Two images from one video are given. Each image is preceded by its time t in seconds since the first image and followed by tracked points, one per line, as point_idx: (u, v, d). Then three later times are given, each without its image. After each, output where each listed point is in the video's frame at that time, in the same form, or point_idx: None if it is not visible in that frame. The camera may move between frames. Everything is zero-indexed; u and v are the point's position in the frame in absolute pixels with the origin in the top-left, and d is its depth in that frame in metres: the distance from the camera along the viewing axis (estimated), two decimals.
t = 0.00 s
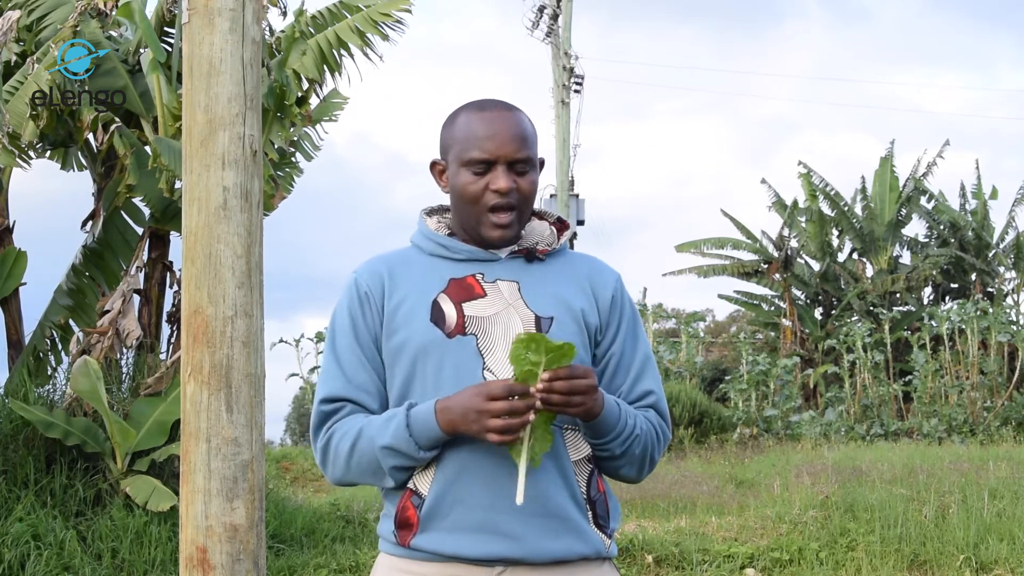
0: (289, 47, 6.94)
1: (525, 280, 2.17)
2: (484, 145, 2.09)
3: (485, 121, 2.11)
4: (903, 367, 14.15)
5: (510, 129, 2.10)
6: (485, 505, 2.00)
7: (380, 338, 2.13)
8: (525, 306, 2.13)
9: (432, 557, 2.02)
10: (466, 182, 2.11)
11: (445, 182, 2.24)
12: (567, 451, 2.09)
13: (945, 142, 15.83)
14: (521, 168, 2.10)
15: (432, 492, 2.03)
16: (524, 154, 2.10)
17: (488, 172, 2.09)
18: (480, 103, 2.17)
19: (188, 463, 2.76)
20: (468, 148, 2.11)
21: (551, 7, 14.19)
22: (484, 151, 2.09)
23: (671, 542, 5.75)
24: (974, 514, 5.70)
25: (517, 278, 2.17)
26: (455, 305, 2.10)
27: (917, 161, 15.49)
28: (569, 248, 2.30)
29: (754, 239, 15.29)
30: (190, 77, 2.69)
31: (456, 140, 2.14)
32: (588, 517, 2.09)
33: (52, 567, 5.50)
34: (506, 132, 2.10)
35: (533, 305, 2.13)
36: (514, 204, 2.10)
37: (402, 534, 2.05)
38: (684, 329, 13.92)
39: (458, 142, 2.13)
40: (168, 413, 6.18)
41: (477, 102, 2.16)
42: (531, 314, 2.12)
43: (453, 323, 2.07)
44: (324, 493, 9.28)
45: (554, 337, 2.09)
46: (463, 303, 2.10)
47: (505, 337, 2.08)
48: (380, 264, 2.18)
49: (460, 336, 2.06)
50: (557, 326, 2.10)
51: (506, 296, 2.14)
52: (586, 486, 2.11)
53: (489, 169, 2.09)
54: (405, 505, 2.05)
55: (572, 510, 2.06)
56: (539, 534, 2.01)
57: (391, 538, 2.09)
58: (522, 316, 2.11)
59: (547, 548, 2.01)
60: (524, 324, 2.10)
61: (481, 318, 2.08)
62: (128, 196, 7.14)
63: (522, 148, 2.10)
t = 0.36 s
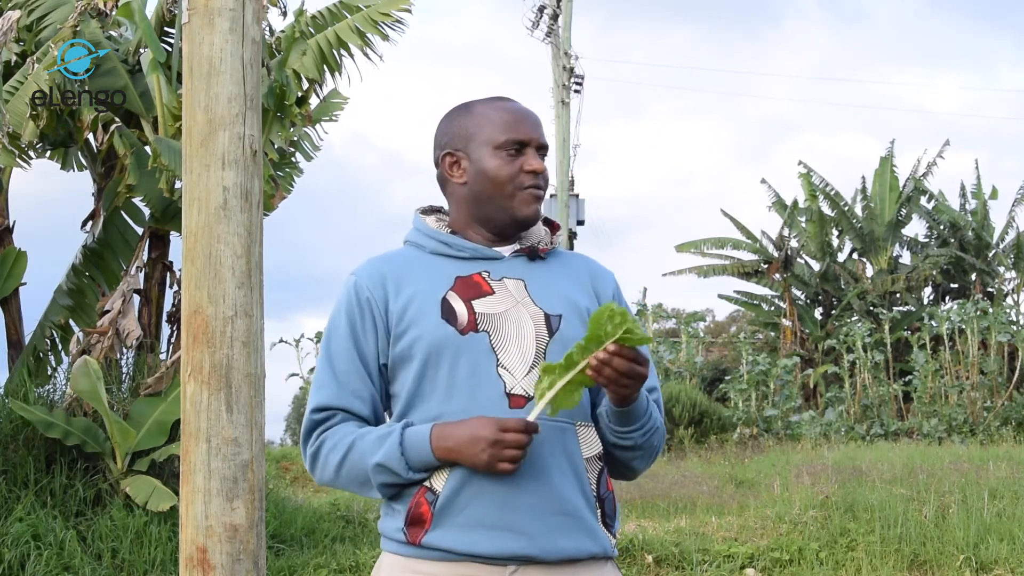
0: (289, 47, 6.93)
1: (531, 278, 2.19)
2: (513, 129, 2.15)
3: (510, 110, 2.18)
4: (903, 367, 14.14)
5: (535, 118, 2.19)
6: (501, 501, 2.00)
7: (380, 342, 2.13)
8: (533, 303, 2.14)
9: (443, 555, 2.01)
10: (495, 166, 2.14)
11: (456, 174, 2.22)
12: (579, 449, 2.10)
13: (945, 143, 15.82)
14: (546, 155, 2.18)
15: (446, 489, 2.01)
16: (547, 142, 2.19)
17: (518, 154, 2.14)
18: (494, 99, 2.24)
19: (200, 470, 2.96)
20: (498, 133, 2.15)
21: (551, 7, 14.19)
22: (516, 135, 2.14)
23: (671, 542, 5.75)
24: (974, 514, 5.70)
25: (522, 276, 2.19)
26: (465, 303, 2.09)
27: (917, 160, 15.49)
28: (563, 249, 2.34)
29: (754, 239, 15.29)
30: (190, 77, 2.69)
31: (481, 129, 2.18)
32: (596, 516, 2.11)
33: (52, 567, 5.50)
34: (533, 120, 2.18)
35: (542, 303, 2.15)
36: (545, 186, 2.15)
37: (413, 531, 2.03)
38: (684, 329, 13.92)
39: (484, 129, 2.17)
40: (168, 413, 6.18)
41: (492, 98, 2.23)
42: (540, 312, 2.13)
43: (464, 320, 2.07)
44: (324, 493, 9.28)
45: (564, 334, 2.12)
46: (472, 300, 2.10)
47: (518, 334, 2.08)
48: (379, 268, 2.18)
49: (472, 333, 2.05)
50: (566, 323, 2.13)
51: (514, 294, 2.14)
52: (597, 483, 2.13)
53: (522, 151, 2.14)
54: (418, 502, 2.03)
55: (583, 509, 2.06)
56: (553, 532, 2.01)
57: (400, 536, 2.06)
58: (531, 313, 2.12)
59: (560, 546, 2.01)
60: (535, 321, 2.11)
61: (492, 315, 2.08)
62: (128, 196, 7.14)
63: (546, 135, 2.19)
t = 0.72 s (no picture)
0: (289, 46, 6.91)
1: (508, 281, 2.20)
2: (490, 132, 2.14)
3: (486, 112, 2.18)
4: (903, 367, 14.14)
5: (510, 120, 2.19)
6: (482, 507, 2.00)
7: (363, 343, 2.08)
8: (512, 307, 2.15)
9: (422, 558, 2.00)
10: (472, 170, 2.14)
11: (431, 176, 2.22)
12: (556, 452, 2.11)
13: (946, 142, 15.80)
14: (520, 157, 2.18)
15: (427, 492, 2.00)
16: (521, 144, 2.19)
17: (494, 158, 2.14)
18: (468, 99, 2.23)
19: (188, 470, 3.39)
20: (475, 136, 2.14)
21: (551, 7, 14.18)
22: (493, 138, 2.14)
23: (671, 542, 5.75)
24: (974, 514, 5.70)
25: (500, 279, 2.19)
26: (447, 306, 2.08)
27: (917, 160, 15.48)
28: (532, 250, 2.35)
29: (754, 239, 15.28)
30: (190, 77, 2.69)
31: (458, 131, 2.17)
32: (572, 520, 2.14)
33: (52, 567, 5.51)
34: (508, 123, 2.18)
35: (520, 306, 2.16)
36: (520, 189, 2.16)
37: (392, 533, 2.02)
38: (684, 329, 13.92)
39: (461, 131, 2.16)
40: (168, 413, 6.18)
41: (467, 99, 2.22)
42: (520, 315, 2.14)
43: (448, 324, 2.06)
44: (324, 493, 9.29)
45: (544, 338, 2.14)
46: (454, 303, 2.09)
47: (500, 337, 2.09)
48: (359, 267, 2.13)
49: (456, 337, 2.05)
50: (545, 326, 2.15)
51: (493, 298, 2.15)
52: (572, 488, 2.16)
53: (499, 154, 2.14)
54: (399, 505, 2.01)
55: (560, 514, 2.09)
56: (532, 537, 2.03)
57: (375, 536, 2.04)
58: (511, 317, 2.13)
59: (539, 550, 2.03)
60: (515, 324, 2.12)
61: (475, 319, 2.07)
62: (128, 196, 7.14)
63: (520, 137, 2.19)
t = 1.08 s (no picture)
0: (289, 46, 6.90)
1: (485, 292, 2.14)
2: (479, 159, 2.04)
3: (478, 134, 2.06)
4: (903, 367, 14.15)
5: (502, 145, 2.08)
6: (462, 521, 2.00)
7: (333, 356, 2.02)
8: (488, 318, 2.10)
9: (403, 564, 2.00)
10: (451, 195, 2.05)
11: (414, 188, 2.12)
12: (528, 461, 2.08)
13: (946, 141, 15.78)
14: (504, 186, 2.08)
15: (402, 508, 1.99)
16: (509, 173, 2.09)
17: (476, 187, 2.05)
18: (466, 111, 2.11)
19: (184, 461, 3.48)
20: (462, 159, 2.04)
21: (551, 7, 14.17)
22: (480, 165, 2.04)
23: (671, 542, 5.75)
24: (974, 514, 5.70)
25: (476, 289, 2.14)
26: (423, 322, 2.02)
27: (917, 160, 15.47)
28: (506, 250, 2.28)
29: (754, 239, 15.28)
30: (191, 77, 3.40)
31: (447, 149, 2.06)
32: (555, 524, 2.13)
33: (52, 567, 5.51)
34: (500, 148, 2.07)
35: (496, 318, 2.11)
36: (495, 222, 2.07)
37: (374, 544, 2.01)
38: (684, 329, 13.92)
39: (450, 150, 2.05)
40: (168, 413, 6.17)
41: (464, 109, 2.10)
42: (495, 326, 2.10)
43: (425, 343, 2.00)
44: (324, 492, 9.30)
45: (519, 349, 2.11)
46: (431, 320, 2.02)
47: (476, 351, 2.04)
48: (332, 275, 2.05)
49: (433, 355, 1.99)
50: (520, 338, 2.12)
51: (469, 309, 2.09)
52: (552, 492, 2.13)
53: (481, 183, 2.04)
54: (377, 521, 2.00)
55: (540, 520, 2.08)
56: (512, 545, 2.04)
57: (358, 543, 2.04)
58: (486, 328, 2.08)
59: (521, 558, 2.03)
60: (491, 338, 2.07)
61: (454, 336, 2.02)
62: (128, 196, 7.14)
63: (508, 165, 2.09)
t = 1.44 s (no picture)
0: (289, 46, 6.91)
1: (522, 287, 2.16)
2: (521, 153, 2.07)
3: (520, 129, 2.10)
4: (903, 367, 14.14)
5: (543, 140, 2.11)
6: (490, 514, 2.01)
7: (366, 344, 2.09)
8: (522, 312, 2.12)
9: (435, 562, 2.00)
10: (492, 188, 2.09)
11: (457, 182, 2.17)
12: (563, 459, 2.09)
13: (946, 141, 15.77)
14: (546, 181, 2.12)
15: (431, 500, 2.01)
16: (551, 167, 2.12)
17: (517, 180, 2.08)
18: (509, 108, 2.15)
19: (185, 461, 3.48)
20: (503, 153, 2.08)
21: (551, 7, 14.16)
22: (521, 159, 2.07)
23: (671, 542, 5.75)
24: (974, 514, 5.70)
25: (512, 284, 2.16)
26: (454, 312, 2.07)
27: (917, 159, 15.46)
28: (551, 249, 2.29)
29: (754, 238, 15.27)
30: (191, 77, 3.40)
31: (488, 143, 2.11)
32: (587, 523, 2.14)
33: (52, 567, 5.50)
34: (541, 143, 2.10)
35: (531, 312, 2.12)
36: (537, 215, 2.11)
37: (402, 539, 2.03)
38: (684, 329, 13.92)
39: (491, 145, 2.10)
40: (168, 413, 6.17)
41: (506, 106, 2.14)
42: (529, 322, 2.11)
43: (452, 331, 2.04)
44: (324, 493, 9.29)
45: (552, 345, 2.10)
46: (461, 309, 2.07)
47: (505, 343, 2.07)
48: (369, 266, 2.13)
49: (460, 344, 2.04)
50: (554, 334, 2.11)
51: (503, 303, 2.12)
52: (586, 492, 2.15)
53: (522, 176, 2.08)
54: (404, 513, 2.03)
55: (569, 517, 2.08)
56: (542, 542, 2.03)
57: (387, 542, 2.06)
58: (519, 322, 2.10)
59: (550, 554, 2.03)
60: (523, 330, 2.09)
61: (481, 325, 2.05)
62: (128, 196, 7.14)
63: (550, 160, 2.12)
